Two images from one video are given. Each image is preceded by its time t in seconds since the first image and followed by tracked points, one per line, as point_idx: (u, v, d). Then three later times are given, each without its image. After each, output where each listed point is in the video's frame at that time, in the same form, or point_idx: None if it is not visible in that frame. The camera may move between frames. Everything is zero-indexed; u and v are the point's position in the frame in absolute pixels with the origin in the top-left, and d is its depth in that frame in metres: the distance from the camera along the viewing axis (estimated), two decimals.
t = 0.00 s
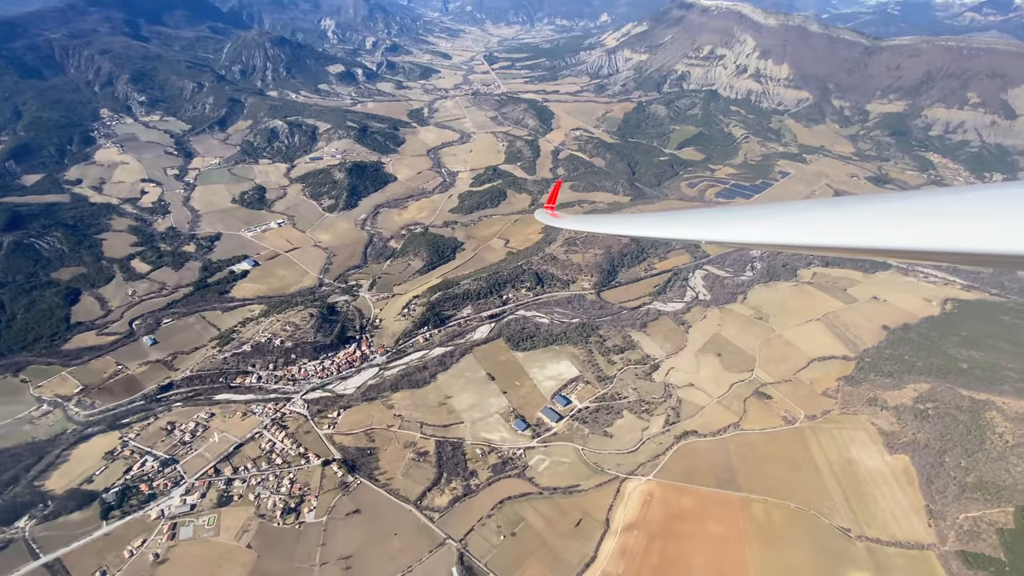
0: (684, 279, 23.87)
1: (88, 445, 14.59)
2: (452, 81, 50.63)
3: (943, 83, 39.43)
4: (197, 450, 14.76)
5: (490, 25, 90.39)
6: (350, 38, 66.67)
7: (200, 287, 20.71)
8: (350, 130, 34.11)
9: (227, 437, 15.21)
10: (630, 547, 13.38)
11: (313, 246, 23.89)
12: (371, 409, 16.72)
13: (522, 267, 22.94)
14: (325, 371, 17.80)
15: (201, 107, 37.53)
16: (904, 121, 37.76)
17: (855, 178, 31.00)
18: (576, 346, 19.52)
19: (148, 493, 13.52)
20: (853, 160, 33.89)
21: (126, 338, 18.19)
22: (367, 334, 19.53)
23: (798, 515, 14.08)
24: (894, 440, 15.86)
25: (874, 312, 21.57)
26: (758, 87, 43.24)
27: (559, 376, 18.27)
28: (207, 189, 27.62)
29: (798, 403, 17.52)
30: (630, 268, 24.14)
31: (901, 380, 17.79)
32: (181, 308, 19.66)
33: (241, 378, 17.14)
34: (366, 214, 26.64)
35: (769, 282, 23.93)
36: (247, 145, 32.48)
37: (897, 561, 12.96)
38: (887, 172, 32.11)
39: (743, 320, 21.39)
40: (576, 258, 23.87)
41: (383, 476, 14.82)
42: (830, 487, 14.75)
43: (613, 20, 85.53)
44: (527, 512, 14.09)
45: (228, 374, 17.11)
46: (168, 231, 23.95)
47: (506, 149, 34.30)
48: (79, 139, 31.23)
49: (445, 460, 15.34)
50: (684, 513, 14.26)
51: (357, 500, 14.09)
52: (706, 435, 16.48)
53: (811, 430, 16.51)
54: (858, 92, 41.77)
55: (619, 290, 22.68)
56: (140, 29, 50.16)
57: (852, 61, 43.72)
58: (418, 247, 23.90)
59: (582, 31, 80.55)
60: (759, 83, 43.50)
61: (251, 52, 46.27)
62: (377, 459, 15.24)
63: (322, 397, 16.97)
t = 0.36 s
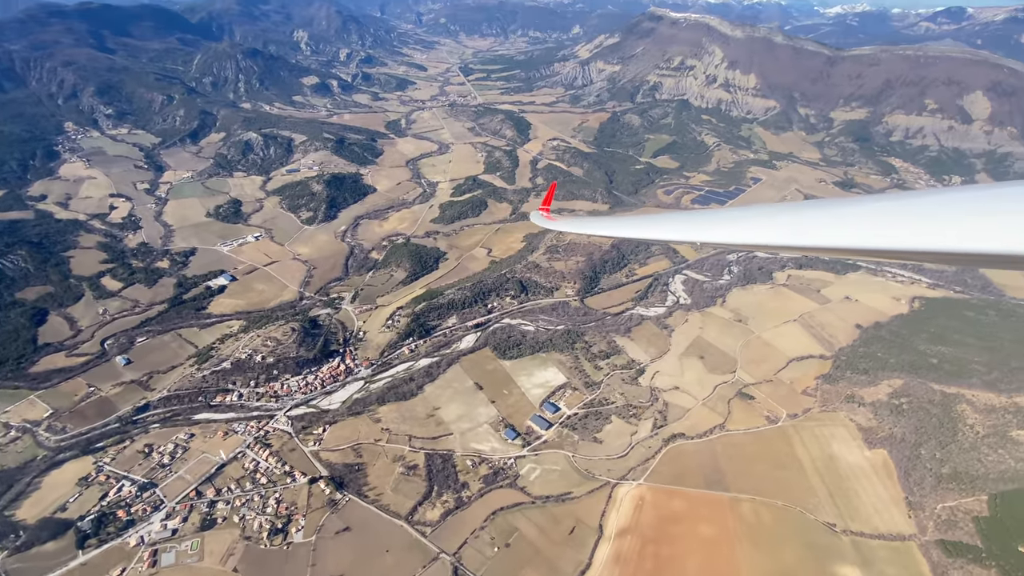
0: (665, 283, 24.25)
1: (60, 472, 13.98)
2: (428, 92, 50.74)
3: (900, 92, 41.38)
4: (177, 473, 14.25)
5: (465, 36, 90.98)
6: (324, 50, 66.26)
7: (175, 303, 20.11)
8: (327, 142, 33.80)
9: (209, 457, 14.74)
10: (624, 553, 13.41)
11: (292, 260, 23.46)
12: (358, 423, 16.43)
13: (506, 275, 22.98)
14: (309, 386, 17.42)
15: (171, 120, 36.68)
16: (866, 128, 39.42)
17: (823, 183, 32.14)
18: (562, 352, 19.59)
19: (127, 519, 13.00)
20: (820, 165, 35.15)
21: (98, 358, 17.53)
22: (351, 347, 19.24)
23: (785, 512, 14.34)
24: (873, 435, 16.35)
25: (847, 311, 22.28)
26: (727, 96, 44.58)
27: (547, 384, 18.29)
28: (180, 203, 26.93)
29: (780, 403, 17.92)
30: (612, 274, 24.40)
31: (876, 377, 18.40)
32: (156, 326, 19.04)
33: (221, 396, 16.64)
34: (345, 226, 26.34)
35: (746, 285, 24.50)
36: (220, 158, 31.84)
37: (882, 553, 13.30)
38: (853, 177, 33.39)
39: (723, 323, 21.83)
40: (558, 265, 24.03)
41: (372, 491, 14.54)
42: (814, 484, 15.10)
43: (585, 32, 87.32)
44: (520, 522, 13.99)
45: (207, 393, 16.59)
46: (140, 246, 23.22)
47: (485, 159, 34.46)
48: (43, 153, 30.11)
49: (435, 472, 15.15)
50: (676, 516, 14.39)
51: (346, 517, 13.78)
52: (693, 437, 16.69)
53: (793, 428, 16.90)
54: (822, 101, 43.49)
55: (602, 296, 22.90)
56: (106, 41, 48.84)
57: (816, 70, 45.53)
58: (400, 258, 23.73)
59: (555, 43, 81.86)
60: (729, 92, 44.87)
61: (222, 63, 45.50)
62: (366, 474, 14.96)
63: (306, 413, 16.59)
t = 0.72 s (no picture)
0: (645, 289, 24.59)
1: (29, 502, 13.30)
2: (404, 104, 50.71)
3: (859, 101, 43.29)
4: (155, 498, 13.70)
5: (438, 49, 91.39)
6: (296, 63, 65.59)
7: (148, 322, 19.45)
8: (302, 154, 33.39)
9: (188, 481, 14.21)
10: (618, 558, 13.43)
11: (270, 274, 22.99)
12: (343, 440, 16.11)
13: (488, 285, 22.98)
14: (291, 403, 17.02)
15: (139, 134, 35.69)
16: (829, 136, 41.05)
17: (791, 189, 33.25)
18: (548, 360, 19.65)
19: (103, 548, 12.43)
20: (788, 172, 36.38)
21: (67, 381, 16.79)
22: (333, 362, 18.90)
23: (772, 510, 14.62)
24: (851, 431, 16.85)
25: (820, 312, 23.00)
26: (697, 107, 45.87)
27: (534, 393, 18.29)
28: (150, 219, 26.15)
29: (761, 403, 18.33)
30: (593, 282, 24.62)
31: (850, 374, 19.00)
32: (129, 346, 18.37)
33: (199, 417, 16.11)
34: (324, 239, 25.97)
35: (723, 289, 25.05)
36: (192, 172, 31.08)
37: (866, 546, 13.66)
38: (819, 182, 34.65)
39: (703, 326, 22.26)
40: (541, 273, 24.15)
41: (361, 509, 14.23)
42: (797, 481, 15.46)
43: (557, 46, 88.88)
44: (513, 533, 13.89)
45: (185, 414, 16.05)
46: (109, 264, 22.41)
47: (463, 170, 34.57)
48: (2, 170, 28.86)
49: (425, 486, 14.94)
50: (667, 519, 14.50)
51: (335, 536, 13.44)
52: (680, 440, 16.91)
53: (775, 428, 17.29)
54: (787, 111, 45.21)
55: (585, 303, 23.08)
56: (68, 54, 47.35)
57: (780, 81, 47.35)
58: (381, 270, 23.52)
59: (528, 56, 82.96)
60: (698, 103, 46.17)
61: (191, 76, 44.56)
62: (354, 492, 14.65)
63: (290, 430, 16.19)
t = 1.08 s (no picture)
0: (624, 294, 24.88)
1: None
2: (377, 114, 50.41)
3: (820, 107, 45.03)
4: (131, 524, 13.13)
5: (410, 59, 91.33)
6: (265, 73, 64.56)
7: (118, 341, 18.70)
8: (274, 166, 32.80)
9: (166, 504, 13.67)
10: (611, 563, 13.46)
11: (246, 288, 22.42)
12: (328, 455, 15.75)
13: (470, 293, 22.92)
14: (272, 420, 16.57)
15: (102, 147, 34.48)
16: (793, 141, 42.59)
17: (760, 193, 34.26)
18: (533, 367, 19.67)
19: None
20: (756, 177, 37.51)
21: (32, 406, 15.99)
22: (314, 377, 18.51)
23: (757, 507, 14.90)
24: (828, 426, 17.36)
25: (793, 312, 23.70)
26: (666, 114, 46.99)
27: (521, 400, 18.27)
28: (117, 234, 25.23)
29: (742, 401, 18.73)
30: (574, 287, 24.79)
31: (825, 370, 19.61)
32: (97, 367, 17.62)
33: (175, 438, 15.54)
34: (300, 251, 25.50)
35: (700, 291, 25.55)
36: (159, 186, 30.17)
37: (848, 537, 14.04)
38: (786, 186, 35.81)
39: (683, 328, 22.65)
40: (522, 280, 24.22)
41: (349, 526, 13.91)
42: (780, 477, 15.81)
43: (528, 56, 89.93)
44: (505, 542, 13.79)
45: (160, 435, 15.46)
46: (73, 282, 21.49)
47: (439, 179, 34.49)
48: None
49: (414, 500, 14.71)
50: (656, 520, 14.61)
51: (323, 555, 13.10)
52: (665, 441, 17.10)
53: (756, 425, 17.67)
54: (752, 117, 46.76)
55: (567, 309, 23.24)
56: (24, 65, 45.52)
57: (745, 89, 48.99)
58: (360, 281, 23.22)
59: (500, 65, 83.62)
60: (668, 111, 47.29)
61: (156, 87, 43.31)
62: (340, 508, 14.31)
63: (271, 448, 15.74)
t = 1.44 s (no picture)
0: (604, 295, 25.13)
1: None
2: (349, 121, 49.84)
3: (783, 111, 46.65)
4: (106, 549, 12.58)
5: (380, 65, 90.69)
6: (231, 80, 63.12)
7: (84, 359, 17.93)
8: (245, 174, 32.05)
9: (143, 527, 13.14)
10: (602, 563, 13.54)
11: (219, 300, 21.80)
12: (312, 469, 15.40)
13: (451, 299, 22.82)
14: (252, 435, 16.13)
15: (60, 157, 33.07)
16: (759, 144, 44.00)
17: (730, 195, 35.19)
18: (517, 371, 19.69)
19: None
20: (725, 179, 38.52)
21: None
22: (294, 389, 18.11)
23: (741, 501, 15.24)
24: (805, 418, 17.90)
25: (767, 309, 24.38)
26: (637, 119, 47.92)
27: (506, 404, 18.25)
28: (80, 248, 24.21)
29: (722, 398, 19.15)
30: (554, 290, 24.94)
31: (799, 365, 20.24)
32: (64, 387, 16.85)
33: (150, 458, 14.96)
34: (274, 261, 24.94)
35: (676, 291, 25.99)
36: (124, 197, 29.10)
37: (829, 526, 14.48)
38: (754, 188, 36.90)
39: (662, 328, 23.01)
40: (503, 285, 24.25)
41: (336, 540, 13.61)
42: (761, 470, 16.21)
43: (499, 62, 90.56)
44: (496, 549, 13.73)
45: (134, 455, 14.87)
46: (34, 299, 20.50)
47: (415, 186, 34.29)
48: None
49: (402, 510, 14.51)
50: (645, 519, 14.78)
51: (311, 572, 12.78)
52: (650, 440, 17.33)
53: (736, 421, 18.09)
54: (719, 121, 48.10)
55: (548, 312, 23.35)
56: None
57: (711, 94, 50.40)
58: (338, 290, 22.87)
59: (471, 72, 83.82)
60: (638, 116, 48.24)
61: (117, 95, 41.85)
62: (327, 523, 14.01)
63: (252, 464, 15.30)
